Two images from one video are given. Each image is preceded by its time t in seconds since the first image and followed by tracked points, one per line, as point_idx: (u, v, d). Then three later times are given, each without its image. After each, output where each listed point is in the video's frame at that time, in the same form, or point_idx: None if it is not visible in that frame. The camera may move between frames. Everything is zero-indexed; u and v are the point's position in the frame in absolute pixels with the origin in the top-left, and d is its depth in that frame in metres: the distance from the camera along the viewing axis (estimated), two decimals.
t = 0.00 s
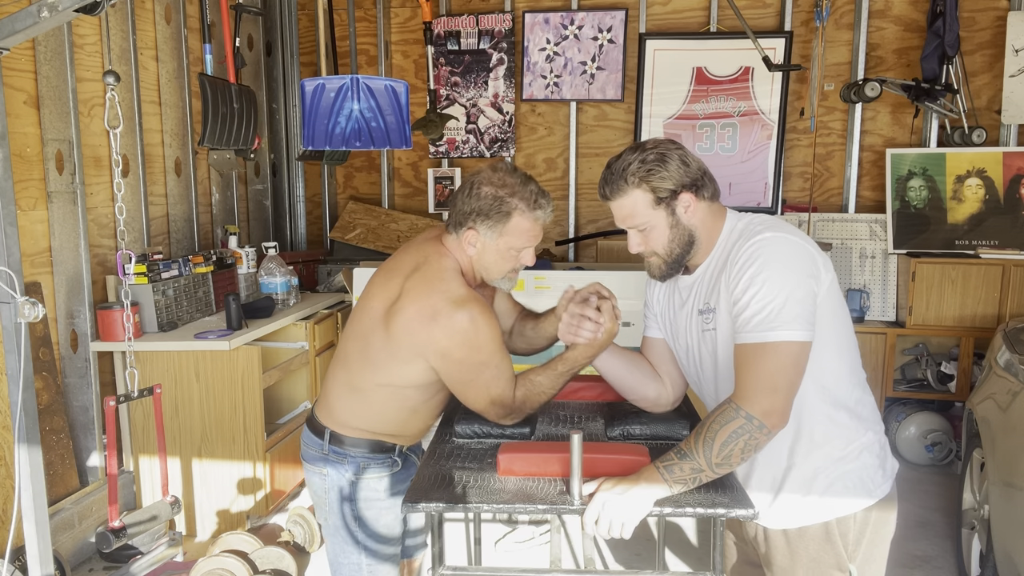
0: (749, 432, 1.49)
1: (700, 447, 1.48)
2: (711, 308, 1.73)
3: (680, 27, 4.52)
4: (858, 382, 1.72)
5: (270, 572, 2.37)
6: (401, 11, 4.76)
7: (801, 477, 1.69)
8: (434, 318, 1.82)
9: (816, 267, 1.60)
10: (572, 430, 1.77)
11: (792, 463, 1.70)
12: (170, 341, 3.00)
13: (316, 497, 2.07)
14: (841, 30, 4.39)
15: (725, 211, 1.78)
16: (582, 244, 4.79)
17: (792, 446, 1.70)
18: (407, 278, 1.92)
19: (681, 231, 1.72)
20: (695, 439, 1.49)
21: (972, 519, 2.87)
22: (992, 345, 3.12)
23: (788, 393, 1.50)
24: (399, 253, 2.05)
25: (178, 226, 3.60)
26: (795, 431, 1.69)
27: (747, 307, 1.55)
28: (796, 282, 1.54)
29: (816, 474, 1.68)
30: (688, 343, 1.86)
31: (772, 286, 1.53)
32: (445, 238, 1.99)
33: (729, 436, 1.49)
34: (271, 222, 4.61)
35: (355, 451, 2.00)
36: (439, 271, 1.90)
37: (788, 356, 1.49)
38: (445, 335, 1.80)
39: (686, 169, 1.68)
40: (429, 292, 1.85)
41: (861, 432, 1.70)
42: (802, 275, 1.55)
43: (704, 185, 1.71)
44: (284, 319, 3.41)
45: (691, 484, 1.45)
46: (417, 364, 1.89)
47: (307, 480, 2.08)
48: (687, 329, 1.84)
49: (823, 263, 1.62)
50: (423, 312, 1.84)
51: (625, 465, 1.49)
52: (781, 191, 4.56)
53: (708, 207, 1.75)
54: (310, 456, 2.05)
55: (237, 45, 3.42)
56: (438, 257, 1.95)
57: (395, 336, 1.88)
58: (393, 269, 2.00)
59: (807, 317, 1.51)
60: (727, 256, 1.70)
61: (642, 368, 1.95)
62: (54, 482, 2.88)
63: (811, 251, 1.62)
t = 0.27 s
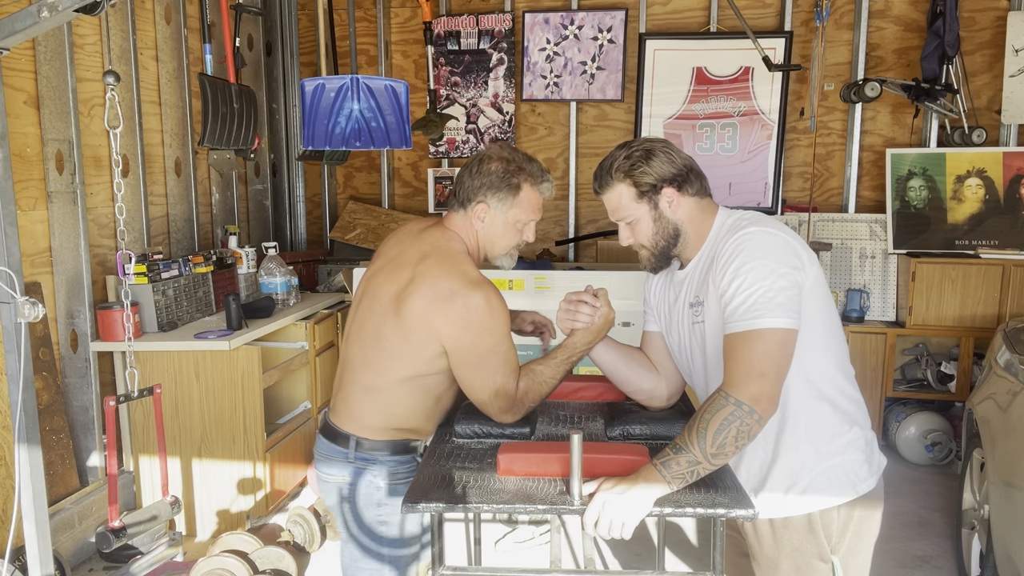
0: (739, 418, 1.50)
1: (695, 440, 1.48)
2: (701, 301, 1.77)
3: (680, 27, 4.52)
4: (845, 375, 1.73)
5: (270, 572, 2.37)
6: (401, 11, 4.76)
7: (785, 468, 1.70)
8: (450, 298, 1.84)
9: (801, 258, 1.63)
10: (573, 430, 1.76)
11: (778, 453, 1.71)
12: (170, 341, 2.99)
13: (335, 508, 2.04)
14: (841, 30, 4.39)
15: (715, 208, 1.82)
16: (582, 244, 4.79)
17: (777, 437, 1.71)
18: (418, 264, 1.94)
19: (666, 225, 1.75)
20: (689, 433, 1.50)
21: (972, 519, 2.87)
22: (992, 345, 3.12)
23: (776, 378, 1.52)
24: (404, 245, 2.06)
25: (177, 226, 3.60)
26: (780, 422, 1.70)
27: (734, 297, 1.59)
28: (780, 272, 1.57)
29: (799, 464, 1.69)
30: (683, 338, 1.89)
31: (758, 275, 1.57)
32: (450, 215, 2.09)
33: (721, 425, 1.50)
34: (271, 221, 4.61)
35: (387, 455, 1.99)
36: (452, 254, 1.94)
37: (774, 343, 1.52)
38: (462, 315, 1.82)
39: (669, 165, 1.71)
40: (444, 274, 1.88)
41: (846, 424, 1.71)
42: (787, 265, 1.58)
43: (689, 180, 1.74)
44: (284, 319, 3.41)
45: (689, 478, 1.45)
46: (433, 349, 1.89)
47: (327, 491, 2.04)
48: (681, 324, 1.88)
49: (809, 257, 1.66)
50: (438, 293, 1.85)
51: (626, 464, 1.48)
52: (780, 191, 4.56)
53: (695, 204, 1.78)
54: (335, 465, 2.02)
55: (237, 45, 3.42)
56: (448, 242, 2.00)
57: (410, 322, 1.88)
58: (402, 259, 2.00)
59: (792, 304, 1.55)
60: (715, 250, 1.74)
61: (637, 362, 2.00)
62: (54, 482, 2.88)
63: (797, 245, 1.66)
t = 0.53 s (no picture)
0: (733, 410, 1.50)
1: (692, 434, 1.48)
2: (697, 299, 1.78)
3: (680, 27, 4.52)
4: (838, 372, 1.73)
5: (271, 572, 2.37)
6: (401, 11, 4.76)
7: (776, 458, 1.71)
8: (456, 287, 1.86)
9: (795, 256, 1.65)
10: (573, 429, 1.76)
11: (769, 443, 1.72)
12: (170, 341, 2.99)
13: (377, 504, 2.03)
14: (841, 30, 4.39)
15: (713, 207, 1.83)
16: (582, 244, 4.79)
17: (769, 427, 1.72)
18: (422, 256, 1.96)
19: (660, 223, 1.77)
20: (686, 428, 1.50)
21: (972, 519, 2.87)
22: (992, 345, 3.12)
23: (768, 372, 1.53)
24: (406, 241, 2.07)
25: (177, 226, 3.60)
26: (772, 412, 1.71)
27: (729, 293, 1.60)
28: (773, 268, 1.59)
29: (790, 458, 1.70)
30: (680, 336, 1.90)
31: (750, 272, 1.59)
32: (455, 208, 2.09)
33: (717, 417, 1.50)
34: (271, 221, 4.61)
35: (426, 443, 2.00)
36: (457, 246, 1.97)
37: (765, 337, 1.53)
38: (468, 303, 1.84)
39: (665, 163, 1.73)
40: (449, 264, 1.90)
41: (837, 420, 1.71)
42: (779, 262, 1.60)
43: (684, 180, 1.75)
44: (283, 319, 3.41)
45: (688, 474, 1.45)
46: (441, 340, 1.90)
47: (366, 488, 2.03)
48: (678, 322, 1.89)
49: (803, 255, 1.67)
50: (444, 283, 1.88)
51: (626, 464, 1.48)
52: (780, 191, 4.56)
53: (690, 202, 1.78)
54: (374, 461, 2.00)
55: (237, 45, 3.42)
56: (451, 235, 2.01)
57: (418, 312, 1.90)
58: (406, 254, 2.02)
59: (785, 300, 1.56)
60: (710, 248, 1.76)
61: (636, 360, 2.01)
62: (54, 482, 2.88)
63: (791, 243, 1.67)
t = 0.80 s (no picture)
0: (732, 408, 1.50)
1: (690, 433, 1.48)
2: (699, 297, 1.78)
3: (680, 27, 4.52)
4: (841, 372, 1.73)
5: (271, 572, 2.37)
6: (401, 11, 4.76)
7: (775, 461, 1.71)
8: (458, 285, 1.86)
9: (796, 255, 1.65)
10: (573, 430, 1.75)
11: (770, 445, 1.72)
12: (171, 341, 2.99)
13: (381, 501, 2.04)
14: (841, 30, 4.39)
15: (717, 207, 1.82)
16: (582, 244, 4.79)
17: (768, 429, 1.73)
18: (425, 255, 1.96)
19: (661, 216, 1.77)
20: (683, 426, 1.50)
21: (972, 519, 2.87)
22: (993, 344, 3.11)
23: (766, 370, 1.53)
24: (410, 240, 2.07)
25: (177, 226, 3.60)
26: (772, 414, 1.72)
27: (728, 291, 1.60)
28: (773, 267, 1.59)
29: (790, 461, 1.70)
30: (683, 335, 1.90)
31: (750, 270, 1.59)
32: (459, 209, 2.09)
33: (714, 415, 1.50)
34: (271, 221, 4.61)
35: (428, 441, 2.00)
36: (460, 245, 1.97)
37: (764, 335, 1.53)
38: (470, 301, 1.84)
39: (671, 157, 1.74)
40: (451, 263, 1.90)
41: (839, 423, 1.71)
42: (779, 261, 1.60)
43: (688, 175, 1.75)
44: (284, 319, 3.41)
45: (688, 473, 1.45)
46: (443, 338, 1.90)
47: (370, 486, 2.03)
48: (681, 321, 1.89)
49: (804, 254, 1.67)
50: (446, 281, 1.88)
51: (626, 464, 1.48)
52: (780, 191, 4.56)
53: (695, 198, 1.78)
54: (377, 460, 2.00)
55: (237, 45, 3.41)
56: (455, 234, 2.01)
57: (420, 310, 1.90)
58: (409, 253, 2.02)
59: (784, 298, 1.56)
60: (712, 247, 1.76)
61: (638, 361, 2.00)
62: (54, 482, 2.88)
63: (792, 242, 1.67)
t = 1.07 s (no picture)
0: (739, 417, 1.50)
1: (695, 438, 1.48)
2: (706, 304, 1.77)
3: (680, 27, 4.52)
4: (857, 371, 1.74)
5: (270, 572, 2.37)
6: (401, 11, 4.76)
7: (802, 466, 1.69)
8: (458, 285, 1.86)
9: (804, 260, 1.64)
10: (573, 429, 1.76)
11: (790, 456, 1.70)
12: (170, 341, 3.00)
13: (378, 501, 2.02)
14: (841, 30, 4.39)
15: (718, 212, 1.82)
16: (582, 244, 4.79)
17: (790, 439, 1.70)
18: (426, 254, 1.96)
19: (662, 226, 1.77)
20: (688, 431, 1.50)
21: (972, 519, 2.87)
22: (992, 345, 3.11)
23: (775, 378, 1.52)
24: (413, 239, 2.07)
25: (177, 226, 3.60)
26: (792, 423, 1.70)
27: (736, 298, 1.60)
28: (781, 274, 1.58)
29: (816, 465, 1.69)
30: (689, 342, 1.89)
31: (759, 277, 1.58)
32: (462, 208, 2.10)
33: (720, 422, 1.50)
34: (271, 221, 4.62)
35: (428, 440, 2.00)
36: (461, 244, 1.97)
37: (774, 343, 1.52)
38: (470, 302, 1.84)
39: (669, 166, 1.74)
40: (452, 263, 1.90)
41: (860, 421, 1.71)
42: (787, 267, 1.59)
43: (688, 183, 1.75)
44: (284, 319, 3.41)
45: (689, 476, 1.45)
46: (443, 338, 1.90)
47: (368, 486, 2.02)
48: (688, 329, 1.88)
49: (811, 259, 1.66)
50: (446, 281, 1.88)
51: (626, 464, 1.48)
52: (780, 191, 4.56)
53: (695, 206, 1.78)
54: (375, 458, 2.00)
55: (236, 45, 3.42)
56: (458, 234, 2.01)
57: (420, 310, 1.90)
58: (411, 252, 2.02)
59: (793, 304, 1.55)
60: (717, 254, 1.75)
61: (637, 364, 1.99)
62: (54, 482, 2.88)
63: (799, 247, 1.66)
